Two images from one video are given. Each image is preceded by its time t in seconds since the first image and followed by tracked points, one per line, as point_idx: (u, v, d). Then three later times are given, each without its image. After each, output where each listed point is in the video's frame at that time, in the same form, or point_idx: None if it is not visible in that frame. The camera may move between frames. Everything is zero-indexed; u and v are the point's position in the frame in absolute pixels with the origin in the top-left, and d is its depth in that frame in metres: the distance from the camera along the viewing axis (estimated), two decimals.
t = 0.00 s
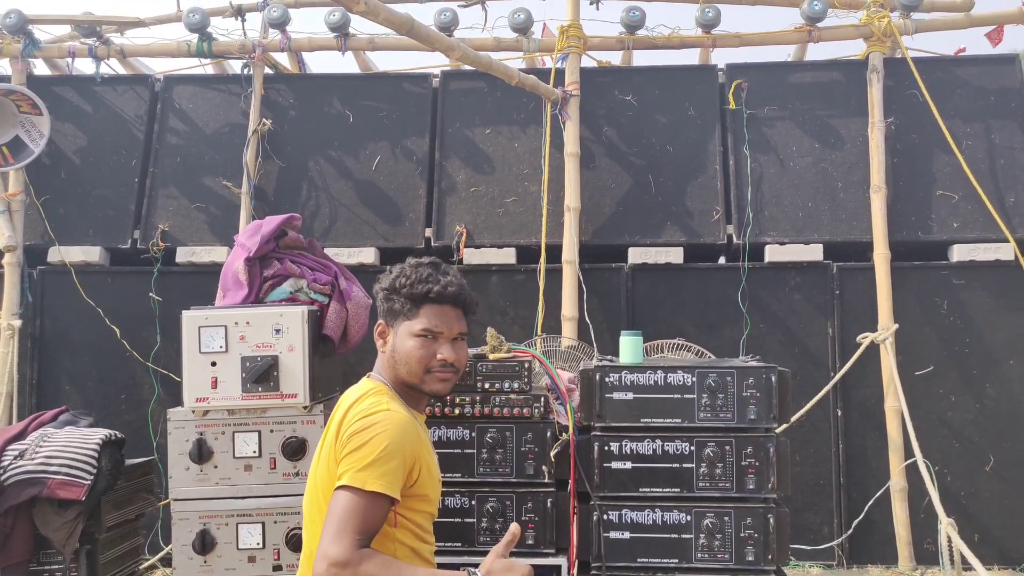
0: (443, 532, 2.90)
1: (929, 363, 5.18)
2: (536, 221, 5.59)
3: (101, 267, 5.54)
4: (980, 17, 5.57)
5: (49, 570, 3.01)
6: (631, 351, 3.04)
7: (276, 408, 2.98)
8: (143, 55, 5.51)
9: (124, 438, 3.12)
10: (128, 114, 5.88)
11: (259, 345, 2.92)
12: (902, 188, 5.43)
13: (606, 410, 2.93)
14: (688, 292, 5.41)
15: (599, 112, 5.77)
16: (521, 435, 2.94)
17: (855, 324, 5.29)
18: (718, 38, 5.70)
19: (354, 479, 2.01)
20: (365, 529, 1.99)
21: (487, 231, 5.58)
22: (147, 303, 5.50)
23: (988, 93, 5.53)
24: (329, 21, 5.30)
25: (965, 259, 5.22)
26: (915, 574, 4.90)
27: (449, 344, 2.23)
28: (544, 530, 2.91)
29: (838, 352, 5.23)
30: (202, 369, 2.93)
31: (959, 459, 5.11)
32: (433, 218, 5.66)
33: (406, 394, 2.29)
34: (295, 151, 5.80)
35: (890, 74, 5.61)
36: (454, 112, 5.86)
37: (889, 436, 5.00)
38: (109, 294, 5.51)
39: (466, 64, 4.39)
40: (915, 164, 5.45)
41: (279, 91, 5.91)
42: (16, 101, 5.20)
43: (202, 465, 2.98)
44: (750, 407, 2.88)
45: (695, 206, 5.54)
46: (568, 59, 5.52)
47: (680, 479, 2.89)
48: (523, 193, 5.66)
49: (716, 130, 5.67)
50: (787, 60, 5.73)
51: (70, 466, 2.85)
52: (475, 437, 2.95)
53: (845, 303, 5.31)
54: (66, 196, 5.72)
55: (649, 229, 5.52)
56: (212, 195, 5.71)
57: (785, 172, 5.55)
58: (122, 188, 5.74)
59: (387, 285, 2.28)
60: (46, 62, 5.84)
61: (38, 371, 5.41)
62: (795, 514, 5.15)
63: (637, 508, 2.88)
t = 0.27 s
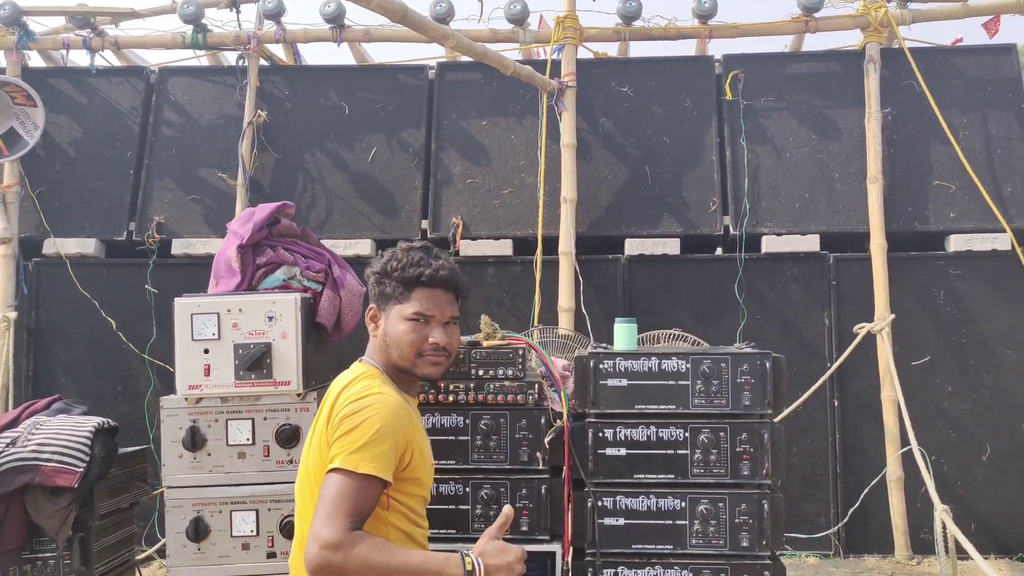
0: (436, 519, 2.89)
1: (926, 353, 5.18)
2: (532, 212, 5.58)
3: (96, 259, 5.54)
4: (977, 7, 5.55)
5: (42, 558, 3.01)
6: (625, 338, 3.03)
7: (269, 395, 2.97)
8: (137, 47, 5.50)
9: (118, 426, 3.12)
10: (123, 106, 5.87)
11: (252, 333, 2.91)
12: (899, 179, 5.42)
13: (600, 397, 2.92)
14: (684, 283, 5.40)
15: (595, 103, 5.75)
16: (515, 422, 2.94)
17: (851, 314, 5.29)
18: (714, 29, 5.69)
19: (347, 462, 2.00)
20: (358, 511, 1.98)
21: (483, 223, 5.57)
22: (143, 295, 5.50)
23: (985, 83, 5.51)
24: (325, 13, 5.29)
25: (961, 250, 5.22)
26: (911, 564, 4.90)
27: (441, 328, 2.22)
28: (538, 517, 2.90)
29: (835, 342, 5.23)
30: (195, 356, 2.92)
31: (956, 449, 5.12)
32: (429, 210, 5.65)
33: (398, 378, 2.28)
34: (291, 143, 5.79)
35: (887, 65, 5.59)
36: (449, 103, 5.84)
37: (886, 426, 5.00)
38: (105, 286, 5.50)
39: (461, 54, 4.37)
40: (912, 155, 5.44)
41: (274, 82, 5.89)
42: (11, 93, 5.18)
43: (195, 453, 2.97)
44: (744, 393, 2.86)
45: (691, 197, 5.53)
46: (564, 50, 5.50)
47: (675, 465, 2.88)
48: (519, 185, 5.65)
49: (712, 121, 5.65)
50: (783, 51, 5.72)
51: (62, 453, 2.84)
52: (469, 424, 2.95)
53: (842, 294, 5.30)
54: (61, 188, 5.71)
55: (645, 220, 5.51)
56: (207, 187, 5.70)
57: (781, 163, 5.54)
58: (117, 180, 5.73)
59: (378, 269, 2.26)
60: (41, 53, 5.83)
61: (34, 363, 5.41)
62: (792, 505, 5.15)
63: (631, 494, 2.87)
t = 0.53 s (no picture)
0: (430, 451, 2.89)
1: (921, 293, 5.18)
2: (526, 152, 5.51)
3: (86, 201, 5.47)
4: None
5: (35, 492, 2.99)
6: (619, 272, 3.00)
7: (260, 329, 2.95)
8: None
9: (107, 360, 3.08)
10: (109, 44, 5.75)
11: (241, 266, 2.88)
12: (898, 118, 5.35)
13: (594, 330, 2.89)
14: (680, 224, 5.35)
15: (590, 41, 5.64)
16: (508, 355, 2.91)
17: (847, 254, 5.27)
18: None
19: (337, 387, 1.98)
20: (349, 437, 1.96)
21: (476, 164, 5.51)
22: (134, 237, 5.46)
23: (987, 19, 5.41)
24: None
25: (959, 188, 5.18)
26: (902, 500, 4.97)
27: (432, 255, 2.18)
28: (531, 449, 2.91)
29: (830, 282, 5.22)
30: (184, 290, 2.89)
31: (949, 387, 5.16)
32: (422, 151, 5.57)
33: (389, 306, 2.24)
34: (281, 82, 5.69)
35: (888, 0, 5.48)
36: (442, 42, 5.72)
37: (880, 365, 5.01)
38: (95, 228, 5.45)
39: None
40: (911, 93, 5.37)
41: (263, 20, 5.76)
42: None
43: (187, 387, 2.95)
44: (739, 325, 2.83)
45: (688, 136, 5.45)
46: None
47: (669, 397, 2.87)
48: (513, 125, 5.56)
49: (709, 59, 5.55)
50: None
51: (53, 386, 2.82)
52: (463, 357, 2.92)
53: (838, 234, 5.27)
54: (47, 129, 5.61)
55: (641, 161, 5.44)
56: (196, 127, 5.61)
57: (778, 102, 5.46)
58: (105, 121, 5.64)
59: (368, 195, 2.20)
60: None
61: (26, 306, 5.38)
62: (785, 444, 5.18)
63: (625, 426, 2.87)
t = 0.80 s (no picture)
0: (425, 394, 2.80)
1: (926, 236, 5.09)
2: (522, 91, 5.34)
3: (69, 142, 5.29)
4: None
5: (19, 437, 2.90)
6: (621, 209, 2.88)
7: (248, 268, 2.84)
8: None
9: (90, 301, 2.96)
10: None
11: (228, 203, 2.76)
12: (906, 55, 5.18)
13: (595, 269, 2.79)
14: (680, 165, 5.22)
15: None
16: (507, 295, 2.80)
17: (851, 196, 5.16)
18: None
19: (329, 323, 1.87)
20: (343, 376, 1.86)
21: (471, 103, 5.34)
22: (120, 180, 5.33)
23: None
24: None
25: (966, 128, 5.04)
26: (902, 445, 4.94)
27: (428, 186, 2.05)
28: (531, 392, 2.81)
29: (834, 225, 5.11)
30: (168, 227, 2.77)
31: (951, 331, 5.10)
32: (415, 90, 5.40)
33: (383, 240, 2.12)
34: (269, 19, 5.49)
35: None
36: None
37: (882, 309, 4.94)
38: (80, 170, 5.30)
39: None
40: (920, 29, 5.18)
41: None
42: None
43: (174, 328, 2.85)
44: (746, 264, 2.73)
45: (690, 74, 5.26)
46: None
47: (673, 338, 2.77)
48: (509, 63, 5.38)
49: None
50: None
51: (33, 327, 2.72)
52: (459, 298, 2.81)
53: (842, 176, 5.15)
54: (27, 67, 5.42)
55: (642, 100, 5.25)
56: (181, 65, 5.43)
57: (783, 39, 5.27)
58: (87, 58, 5.45)
59: (358, 122, 2.05)
60: None
61: (12, 250, 5.27)
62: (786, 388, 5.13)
63: (627, 368, 2.78)
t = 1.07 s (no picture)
0: (421, 377, 2.65)
1: (938, 217, 4.94)
2: (523, 62, 5.15)
3: (53, 110, 5.09)
4: None
5: None
6: (631, 183, 2.72)
7: (235, 243, 2.68)
8: None
9: (68, 276, 2.79)
10: None
11: (213, 172, 2.60)
12: (921, 28, 4.99)
13: (603, 247, 2.63)
14: (686, 140, 5.05)
15: None
16: (509, 274, 2.64)
17: (861, 175, 5.00)
18: None
19: (320, 303, 1.71)
20: (334, 360, 1.71)
21: (470, 74, 5.16)
22: (105, 150, 5.15)
23: None
24: None
25: (982, 105, 4.85)
26: (910, 431, 4.82)
27: (427, 156, 1.88)
28: (534, 376, 2.66)
29: (843, 204, 4.97)
30: (149, 198, 2.61)
31: (962, 315, 4.97)
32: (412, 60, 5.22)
33: (378, 214, 1.95)
34: None
35: None
36: None
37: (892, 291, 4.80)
38: (64, 140, 5.12)
39: None
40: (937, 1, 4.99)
41: None
42: None
43: (155, 305, 2.69)
44: (762, 243, 2.58)
45: (697, 46, 5.08)
46: None
47: (683, 321, 2.63)
48: (509, 32, 5.19)
49: None
50: None
51: (6, 304, 2.56)
52: (459, 277, 2.65)
53: (852, 153, 4.99)
54: (8, 32, 5.22)
55: (647, 72, 5.07)
56: (169, 32, 5.22)
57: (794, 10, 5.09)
58: (71, 23, 5.25)
59: (352, 85, 1.87)
60: None
61: None
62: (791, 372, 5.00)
63: (635, 352, 2.64)
